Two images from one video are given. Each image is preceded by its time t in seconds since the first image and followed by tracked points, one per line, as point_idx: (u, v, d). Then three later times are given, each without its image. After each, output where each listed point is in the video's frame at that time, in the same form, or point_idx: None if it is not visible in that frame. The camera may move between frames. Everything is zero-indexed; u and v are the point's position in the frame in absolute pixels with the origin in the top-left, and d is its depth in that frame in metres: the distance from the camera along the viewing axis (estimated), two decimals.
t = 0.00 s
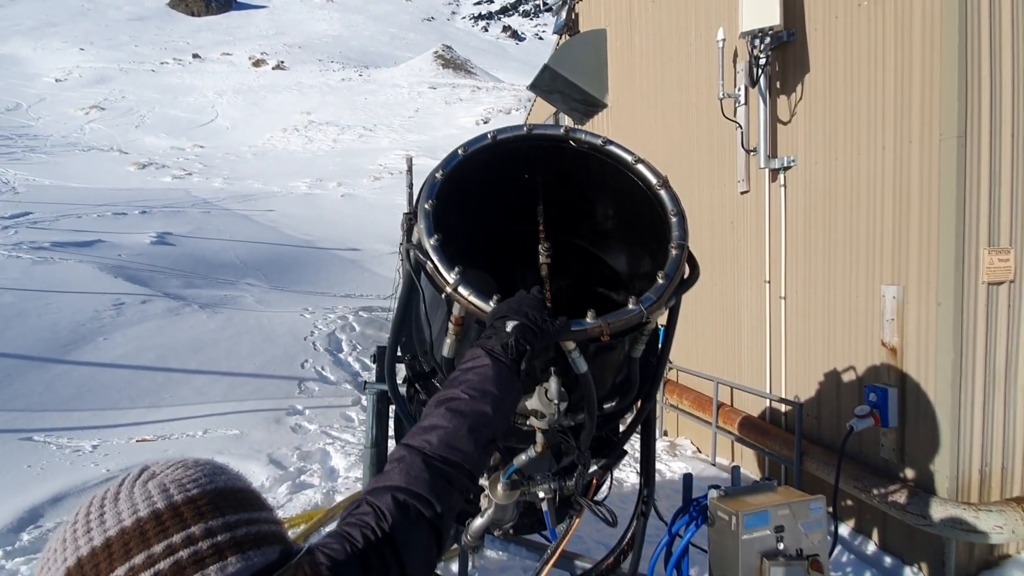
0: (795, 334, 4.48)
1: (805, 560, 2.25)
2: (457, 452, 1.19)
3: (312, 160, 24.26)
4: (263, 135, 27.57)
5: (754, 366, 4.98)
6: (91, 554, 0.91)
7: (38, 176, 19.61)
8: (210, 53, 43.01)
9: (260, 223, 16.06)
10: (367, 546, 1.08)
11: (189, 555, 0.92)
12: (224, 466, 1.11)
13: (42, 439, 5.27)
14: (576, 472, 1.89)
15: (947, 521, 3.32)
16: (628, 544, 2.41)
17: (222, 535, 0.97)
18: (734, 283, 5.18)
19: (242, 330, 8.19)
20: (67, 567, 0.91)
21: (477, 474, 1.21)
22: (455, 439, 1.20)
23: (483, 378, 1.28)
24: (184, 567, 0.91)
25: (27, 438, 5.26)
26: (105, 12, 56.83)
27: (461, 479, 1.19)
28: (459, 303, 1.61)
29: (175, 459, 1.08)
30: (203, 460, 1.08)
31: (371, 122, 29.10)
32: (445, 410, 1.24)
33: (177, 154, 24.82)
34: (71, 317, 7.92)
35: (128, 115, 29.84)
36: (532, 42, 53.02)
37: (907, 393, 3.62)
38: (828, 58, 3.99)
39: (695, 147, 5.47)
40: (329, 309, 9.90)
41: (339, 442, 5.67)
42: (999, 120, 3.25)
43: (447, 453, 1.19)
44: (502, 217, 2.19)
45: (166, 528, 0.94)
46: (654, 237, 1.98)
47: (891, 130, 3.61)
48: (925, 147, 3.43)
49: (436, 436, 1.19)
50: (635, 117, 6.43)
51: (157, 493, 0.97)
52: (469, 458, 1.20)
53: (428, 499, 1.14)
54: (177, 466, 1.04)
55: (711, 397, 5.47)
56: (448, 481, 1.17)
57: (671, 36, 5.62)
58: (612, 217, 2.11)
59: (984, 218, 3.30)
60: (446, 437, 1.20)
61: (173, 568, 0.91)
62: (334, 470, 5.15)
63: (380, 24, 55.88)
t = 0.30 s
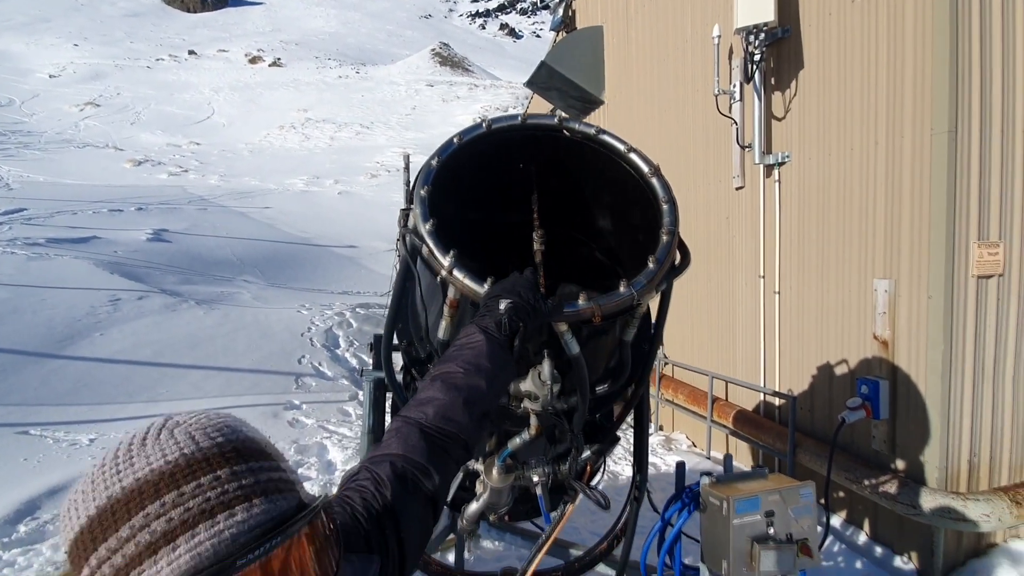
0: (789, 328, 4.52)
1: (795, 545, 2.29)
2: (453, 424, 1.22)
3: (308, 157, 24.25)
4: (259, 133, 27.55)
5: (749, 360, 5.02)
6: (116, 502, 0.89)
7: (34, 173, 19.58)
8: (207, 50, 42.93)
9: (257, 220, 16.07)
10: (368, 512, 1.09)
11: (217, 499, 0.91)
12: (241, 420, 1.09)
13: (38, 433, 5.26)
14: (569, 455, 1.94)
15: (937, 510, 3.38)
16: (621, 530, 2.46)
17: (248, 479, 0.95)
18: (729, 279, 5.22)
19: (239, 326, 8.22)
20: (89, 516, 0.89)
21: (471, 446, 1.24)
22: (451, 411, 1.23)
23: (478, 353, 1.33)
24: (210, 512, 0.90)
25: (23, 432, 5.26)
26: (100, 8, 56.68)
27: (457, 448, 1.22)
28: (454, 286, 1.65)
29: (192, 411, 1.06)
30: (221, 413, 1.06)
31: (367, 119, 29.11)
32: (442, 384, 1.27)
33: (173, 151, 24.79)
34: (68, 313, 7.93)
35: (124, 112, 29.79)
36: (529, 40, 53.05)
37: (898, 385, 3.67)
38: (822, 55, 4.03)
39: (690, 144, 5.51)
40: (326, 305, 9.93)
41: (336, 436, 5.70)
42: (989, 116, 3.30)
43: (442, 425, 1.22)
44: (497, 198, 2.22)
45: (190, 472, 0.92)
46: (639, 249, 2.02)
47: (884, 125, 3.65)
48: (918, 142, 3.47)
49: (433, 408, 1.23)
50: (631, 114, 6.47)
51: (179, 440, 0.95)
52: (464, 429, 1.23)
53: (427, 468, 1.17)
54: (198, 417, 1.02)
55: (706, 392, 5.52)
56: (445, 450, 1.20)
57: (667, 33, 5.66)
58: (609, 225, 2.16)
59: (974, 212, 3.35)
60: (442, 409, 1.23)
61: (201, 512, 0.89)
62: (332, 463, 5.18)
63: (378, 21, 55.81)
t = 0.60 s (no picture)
0: (808, 319, 4.53)
1: (806, 522, 2.34)
2: (473, 367, 1.60)
3: (330, 157, 24.49)
4: (283, 133, 27.85)
5: (767, 352, 5.03)
6: (191, 381, 1.10)
7: (66, 172, 20.01)
8: (232, 52, 43.52)
9: (281, 219, 16.28)
10: (402, 441, 1.54)
11: (274, 385, 1.14)
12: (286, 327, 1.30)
13: (73, 415, 5.32)
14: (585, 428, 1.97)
15: (955, 499, 3.40)
16: (635, 505, 2.49)
17: (296, 371, 1.17)
18: (747, 272, 5.23)
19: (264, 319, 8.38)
20: (166, 393, 1.10)
21: (491, 383, 1.62)
22: (472, 357, 1.61)
23: (496, 310, 1.62)
24: (267, 395, 1.13)
25: (60, 414, 5.30)
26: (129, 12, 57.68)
27: (478, 389, 1.62)
28: (475, 252, 1.72)
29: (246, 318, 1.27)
30: (270, 320, 1.27)
31: (389, 119, 29.34)
32: (464, 334, 1.63)
33: (199, 151, 25.17)
34: (101, 305, 8.14)
35: (152, 113, 30.31)
36: (550, 40, 53.04)
37: (919, 374, 3.67)
38: (842, 44, 4.04)
39: (709, 138, 5.54)
40: (348, 301, 10.07)
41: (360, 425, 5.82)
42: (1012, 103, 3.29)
43: (465, 367, 1.61)
44: (515, 175, 2.28)
45: (251, 361, 1.13)
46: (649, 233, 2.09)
47: (905, 114, 3.66)
48: (938, 130, 3.48)
49: (456, 356, 1.61)
50: (650, 109, 6.51)
51: (241, 338, 1.17)
52: (484, 370, 1.61)
53: (451, 402, 1.61)
54: (253, 322, 1.23)
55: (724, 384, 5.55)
56: (466, 393, 1.61)
57: (687, 27, 5.69)
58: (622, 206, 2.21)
59: (996, 200, 3.34)
60: (465, 355, 1.61)
61: (261, 393, 1.12)
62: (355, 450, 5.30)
63: (399, 23, 56.13)
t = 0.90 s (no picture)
0: (835, 316, 4.51)
1: (828, 507, 2.33)
2: (501, 321, 1.67)
3: (359, 158, 24.84)
4: (313, 135, 28.29)
5: (794, 349, 5.02)
6: (235, 293, 1.20)
7: (106, 172, 20.59)
8: (265, 57, 44.35)
9: (311, 218, 16.55)
10: (435, 381, 1.60)
11: (299, 297, 1.20)
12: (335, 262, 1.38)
13: (117, 399, 5.50)
14: (605, 405, 2.06)
15: (982, 496, 3.42)
16: (654, 488, 2.55)
17: (326, 286, 1.24)
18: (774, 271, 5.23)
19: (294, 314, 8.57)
20: (219, 309, 1.22)
21: (517, 339, 1.69)
22: (500, 312, 1.67)
23: (522, 269, 1.68)
24: (296, 301, 1.19)
25: (104, 398, 5.49)
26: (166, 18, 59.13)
27: (505, 342, 1.67)
28: (503, 224, 1.81)
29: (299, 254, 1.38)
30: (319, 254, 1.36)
31: (416, 122, 29.66)
32: (493, 291, 1.70)
33: (233, 152, 25.70)
34: (141, 297, 8.40)
35: (188, 116, 31.01)
36: (576, 43, 53.10)
37: (948, 370, 3.65)
38: (871, 39, 4.04)
39: (735, 135, 5.55)
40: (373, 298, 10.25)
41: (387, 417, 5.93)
42: None
43: (494, 322, 1.68)
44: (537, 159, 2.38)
45: (284, 274, 1.20)
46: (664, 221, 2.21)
47: (935, 107, 3.66)
48: (970, 122, 3.47)
49: (486, 310, 1.68)
50: (676, 108, 6.54)
51: (279, 260, 1.25)
52: (511, 326, 1.67)
53: (480, 351, 1.66)
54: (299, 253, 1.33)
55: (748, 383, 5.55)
56: (494, 344, 1.66)
57: (713, 25, 5.72)
58: (639, 198, 2.32)
59: None
60: (493, 310, 1.68)
61: (290, 299, 1.19)
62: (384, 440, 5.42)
63: (428, 26, 56.60)
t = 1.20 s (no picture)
0: (833, 314, 4.56)
1: (821, 494, 2.37)
2: (509, 295, 1.72)
3: (362, 159, 24.95)
4: (317, 135, 28.42)
5: (792, 347, 5.08)
6: (263, 252, 1.23)
7: (110, 170, 20.71)
8: (269, 57, 44.53)
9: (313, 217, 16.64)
10: (448, 347, 1.65)
11: (321, 251, 1.22)
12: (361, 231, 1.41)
13: (123, 389, 5.56)
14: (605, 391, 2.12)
15: (978, 494, 3.48)
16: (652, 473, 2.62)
17: (347, 246, 1.26)
18: (773, 269, 5.29)
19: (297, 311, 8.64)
20: (248, 267, 1.25)
21: (524, 311, 1.74)
22: (508, 285, 1.72)
23: (528, 246, 1.74)
24: (318, 256, 1.21)
25: (111, 388, 5.57)
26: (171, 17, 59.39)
27: (512, 314, 1.72)
28: (509, 210, 1.89)
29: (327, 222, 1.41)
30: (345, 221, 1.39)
31: (419, 123, 29.77)
32: (502, 266, 1.75)
33: (237, 151, 25.82)
34: (147, 291, 8.48)
35: (192, 114, 31.14)
36: (579, 46, 53.26)
37: (944, 369, 3.71)
38: (871, 42, 4.10)
39: (736, 136, 5.62)
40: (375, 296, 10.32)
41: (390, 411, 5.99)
42: None
43: (503, 295, 1.73)
44: (539, 150, 2.45)
45: (307, 233, 1.23)
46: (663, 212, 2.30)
47: (933, 109, 3.72)
48: (967, 124, 3.53)
49: (495, 283, 1.73)
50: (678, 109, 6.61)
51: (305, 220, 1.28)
52: (517, 299, 1.72)
53: (491, 321, 1.70)
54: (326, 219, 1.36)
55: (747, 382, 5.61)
56: (503, 315, 1.71)
57: (715, 28, 5.79)
58: (638, 190, 2.43)
59: None
60: (501, 284, 1.73)
61: (312, 255, 1.20)
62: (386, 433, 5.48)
63: (431, 29, 56.79)
